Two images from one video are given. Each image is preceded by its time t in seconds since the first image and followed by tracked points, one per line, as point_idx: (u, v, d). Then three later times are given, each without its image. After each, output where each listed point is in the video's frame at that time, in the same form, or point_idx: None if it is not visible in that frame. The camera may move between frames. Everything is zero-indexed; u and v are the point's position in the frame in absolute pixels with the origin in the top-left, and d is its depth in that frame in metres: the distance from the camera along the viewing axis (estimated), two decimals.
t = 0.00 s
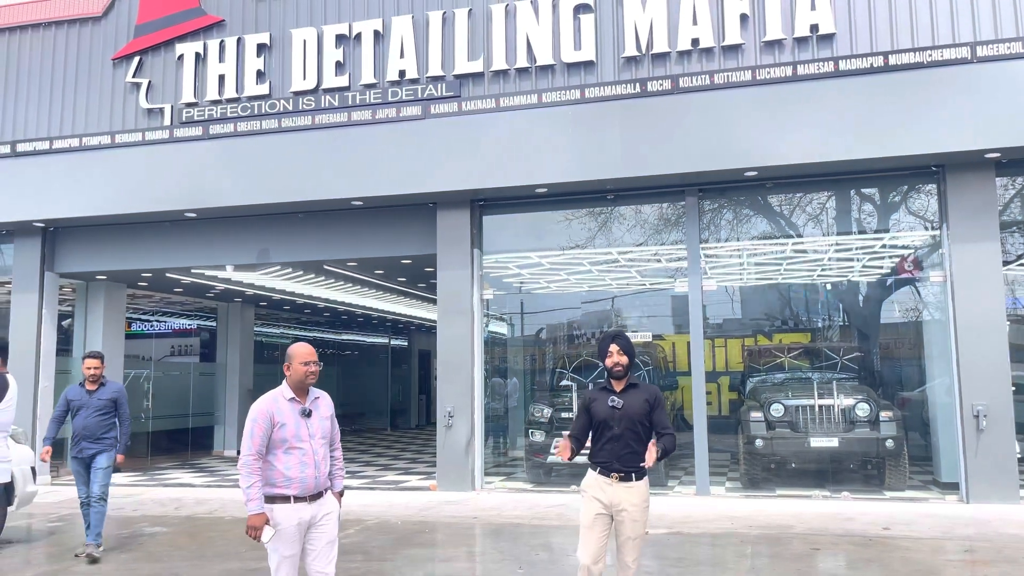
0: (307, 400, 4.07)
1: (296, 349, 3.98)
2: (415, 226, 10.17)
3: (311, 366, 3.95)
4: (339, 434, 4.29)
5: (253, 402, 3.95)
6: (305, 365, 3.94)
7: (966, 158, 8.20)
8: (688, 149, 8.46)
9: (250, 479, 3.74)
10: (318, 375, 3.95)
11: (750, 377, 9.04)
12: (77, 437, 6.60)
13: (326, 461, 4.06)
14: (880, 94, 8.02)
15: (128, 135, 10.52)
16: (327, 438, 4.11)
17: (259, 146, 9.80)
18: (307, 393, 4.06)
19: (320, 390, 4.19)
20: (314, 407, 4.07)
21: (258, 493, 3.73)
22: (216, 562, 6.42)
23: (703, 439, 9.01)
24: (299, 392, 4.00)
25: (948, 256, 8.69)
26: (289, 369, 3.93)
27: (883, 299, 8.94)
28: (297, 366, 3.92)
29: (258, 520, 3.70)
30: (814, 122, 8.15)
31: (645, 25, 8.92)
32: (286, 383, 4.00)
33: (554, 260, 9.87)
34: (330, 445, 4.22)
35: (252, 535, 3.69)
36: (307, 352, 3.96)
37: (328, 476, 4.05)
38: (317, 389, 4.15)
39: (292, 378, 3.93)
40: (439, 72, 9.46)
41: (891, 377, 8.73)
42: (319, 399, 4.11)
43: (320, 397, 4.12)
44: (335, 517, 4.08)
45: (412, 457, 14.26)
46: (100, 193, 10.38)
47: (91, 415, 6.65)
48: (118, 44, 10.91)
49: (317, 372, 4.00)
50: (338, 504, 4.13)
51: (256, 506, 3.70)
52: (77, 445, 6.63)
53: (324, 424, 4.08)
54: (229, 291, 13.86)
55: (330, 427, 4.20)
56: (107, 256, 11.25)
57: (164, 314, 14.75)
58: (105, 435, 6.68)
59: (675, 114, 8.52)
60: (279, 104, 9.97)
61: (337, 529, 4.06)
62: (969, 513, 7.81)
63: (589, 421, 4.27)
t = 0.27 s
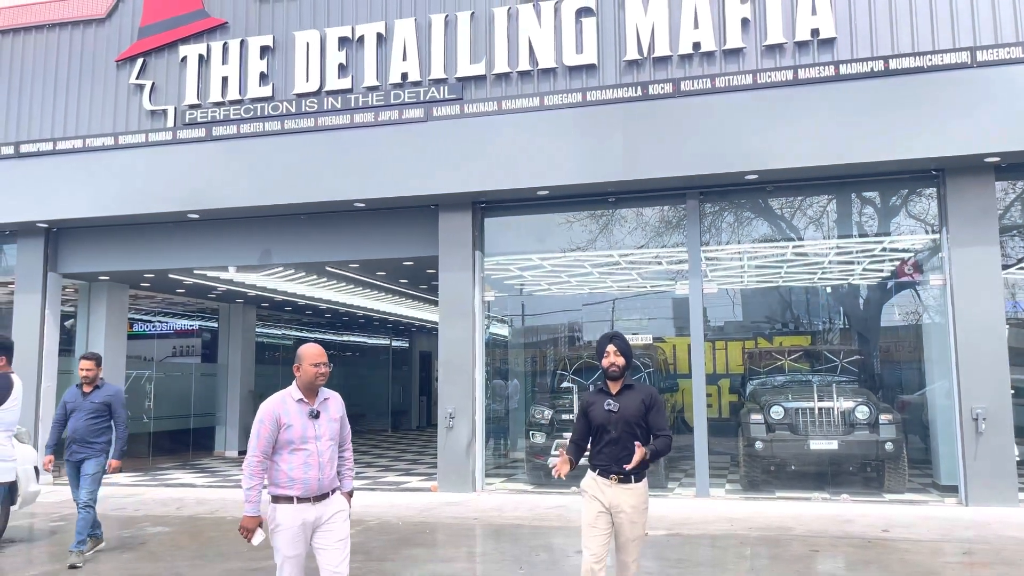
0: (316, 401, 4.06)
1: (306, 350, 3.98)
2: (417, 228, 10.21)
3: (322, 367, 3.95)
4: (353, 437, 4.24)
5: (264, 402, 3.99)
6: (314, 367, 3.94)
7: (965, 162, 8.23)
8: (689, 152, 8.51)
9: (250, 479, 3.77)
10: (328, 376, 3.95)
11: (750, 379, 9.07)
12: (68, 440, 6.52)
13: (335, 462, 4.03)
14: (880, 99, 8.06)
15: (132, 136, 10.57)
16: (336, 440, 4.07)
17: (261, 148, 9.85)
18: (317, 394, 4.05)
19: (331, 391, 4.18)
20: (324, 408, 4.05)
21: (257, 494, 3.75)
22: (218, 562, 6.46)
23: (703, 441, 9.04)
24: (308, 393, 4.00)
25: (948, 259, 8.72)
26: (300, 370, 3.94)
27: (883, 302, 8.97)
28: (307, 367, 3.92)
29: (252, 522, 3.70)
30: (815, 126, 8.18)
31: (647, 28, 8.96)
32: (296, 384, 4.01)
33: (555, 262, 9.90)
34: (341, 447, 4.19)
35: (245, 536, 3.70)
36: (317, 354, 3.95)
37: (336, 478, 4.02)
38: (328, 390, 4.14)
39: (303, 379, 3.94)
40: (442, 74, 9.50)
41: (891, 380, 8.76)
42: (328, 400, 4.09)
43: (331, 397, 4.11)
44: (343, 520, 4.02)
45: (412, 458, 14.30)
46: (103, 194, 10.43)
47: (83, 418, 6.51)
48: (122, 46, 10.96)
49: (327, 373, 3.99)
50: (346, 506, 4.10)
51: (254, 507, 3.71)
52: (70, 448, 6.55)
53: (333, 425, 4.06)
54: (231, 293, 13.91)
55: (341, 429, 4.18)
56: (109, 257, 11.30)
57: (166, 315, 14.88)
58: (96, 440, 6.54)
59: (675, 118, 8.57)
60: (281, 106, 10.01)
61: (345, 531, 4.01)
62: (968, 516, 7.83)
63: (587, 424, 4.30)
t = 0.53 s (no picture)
0: (328, 404, 4.01)
1: (320, 352, 3.94)
2: (417, 231, 10.25)
3: (337, 369, 3.91)
4: (370, 443, 4.15)
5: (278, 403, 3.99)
6: (327, 368, 3.92)
7: (964, 167, 8.27)
8: (690, 157, 8.54)
9: (256, 480, 3.76)
10: (343, 379, 3.91)
11: (750, 383, 9.09)
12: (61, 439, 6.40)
13: (345, 466, 3.95)
14: (879, 104, 8.09)
15: (135, 138, 10.62)
16: (347, 444, 3.99)
17: (263, 150, 9.89)
18: (329, 396, 4.00)
19: (344, 395, 4.12)
20: (335, 412, 3.99)
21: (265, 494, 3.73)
22: (218, 563, 6.48)
23: (702, 445, 9.07)
24: (320, 395, 3.96)
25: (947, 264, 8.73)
26: (315, 372, 3.90)
27: (883, 307, 9.00)
28: (322, 370, 3.89)
29: (262, 522, 3.70)
30: (815, 131, 8.21)
31: (648, 33, 9.00)
32: (310, 386, 3.97)
33: (555, 265, 9.94)
34: (356, 453, 4.10)
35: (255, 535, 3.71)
36: (331, 356, 3.92)
37: (346, 482, 3.93)
38: (341, 394, 4.09)
39: (317, 381, 3.90)
40: (443, 78, 9.55)
41: (890, 385, 8.79)
42: (341, 404, 4.03)
43: (343, 401, 4.05)
44: (353, 527, 3.93)
45: (412, 460, 14.34)
46: (105, 196, 10.47)
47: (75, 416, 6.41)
48: (126, 49, 11.01)
49: (341, 376, 3.95)
50: (358, 514, 3.99)
51: (263, 506, 3.73)
52: (61, 448, 6.43)
53: (344, 428, 3.98)
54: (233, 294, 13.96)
55: (356, 433, 4.10)
56: (112, 258, 11.35)
57: (168, 316, 14.78)
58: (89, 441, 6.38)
59: (676, 122, 8.60)
60: (284, 108, 10.06)
61: (353, 539, 3.91)
62: (967, 520, 7.85)
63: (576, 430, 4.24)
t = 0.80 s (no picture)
0: (342, 404, 4.01)
1: (338, 353, 3.96)
2: (419, 234, 10.29)
3: (352, 370, 3.91)
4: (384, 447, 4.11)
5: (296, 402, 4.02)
6: (342, 370, 3.92)
7: (964, 173, 8.29)
8: (689, 162, 8.57)
9: (268, 477, 3.79)
10: (357, 380, 3.91)
11: (749, 388, 9.09)
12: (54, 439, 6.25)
13: (356, 467, 3.92)
14: (879, 110, 8.12)
15: (138, 140, 10.68)
16: (359, 445, 3.97)
17: (265, 153, 9.94)
18: (344, 398, 4.01)
19: (359, 398, 4.12)
20: (349, 413, 3.98)
21: (277, 491, 3.74)
22: (217, 563, 6.51)
23: (701, 449, 9.10)
24: (334, 396, 3.96)
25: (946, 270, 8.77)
26: (330, 373, 3.91)
27: (882, 312, 9.02)
28: (337, 370, 3.89)
29: (276, 518, 3.68)
30: (814, 136, 8.25)
31: (648, 38, 9.04)
32: (326, 386, 3.98)
33: (555, 269, 9.98)
34: (369, 456, 4.08)
35: (270, 532, 3.70)
36: (347, 357, 3.93)
37: (357, 483, 3.91)
38: (357, 396, 4.09)
39: (332, 381, 3.91)
40: (445, 82, 9.59)
41: (889, 390, 8.79)
42: (356, 406, 4.03)
43: (358, 403, 4.04)
44: (359, 530, 3.90)
45: (413, 462, 14.38)
46: (108, 197, 10.53)
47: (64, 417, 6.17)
48: (130, 51, 11.08)
49: (356, 378, 3.95)
50: (367, 519, 3.95)
51: (277, 502, 3.70)
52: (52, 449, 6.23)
53: (357, 429, 3.98)
54: (235, 295, 14.00)
55: (371, 436, 4.08)
56: (114, 259, 11.40)
57: (170, 317, 14.86)
58: (78, 443, 6.18)
59: (676, 127, 8.64)
60: (286, 111, 10.11)
61: (360, 541, 3.88)
62: (963, 526, 7.87)
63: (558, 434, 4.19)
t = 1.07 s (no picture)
0: (352, 406, 4.04)
1: (348, 355, 3.98)
2: (420, 236, 10.34)
3: (361, 373, 3.92)
4: (391, 450, 4.14)
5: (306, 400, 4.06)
6: (351, 371, 3.94)
7: (963, 179, 8.31)
8: (690, 166, 8.60)
9: (273, 474, 3.82)
10: (366, 382, 3.92)
11: (747, 391, 9.14)
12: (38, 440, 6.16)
13: (360, 468, 3.94)
14: (878, 116, 8.15)
15: (141, 140, 10.74)
16: (366, 447, 4.00)
17: (268, 154, 10.00)
18: (353, 399, 4.04)
19: (369, 400, 4.15)
20: (357, 415, 4.02)
21: (280, 487, 3.77)
22: (216, 562, 6.55)
23: (700, 452, 9.12)
24: (343, 397, 3.99)
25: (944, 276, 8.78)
26: (339, 374, 3.93)
27: (882, 317, 9.03)
28: (347, 371, 3.91)
29: (279, 514, 3.71)
30: (814, 141, 8.27)
31: (649, 43, 9.08)
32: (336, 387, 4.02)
33: (556, 272, 10.01)
34: (376, 459, 4.09)
35: (274, 528, 3.73)
36: (358, 359, 3.94)
37: (359, 485, 3.91)
38: (366, 397, 4.11)
39: (340, 382, 3.93)
40: (446, 85, 9.64)
41: (888, 395, 8.81)
42: (364, 408, 4.06)
43: (367, 406, 4.08)
44: (359, 531, 3.91)
45: (413, 463, 14.41)
46: (112, 197, 10.59)
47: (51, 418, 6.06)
48: (134, 52, 11.14)
49: (365, 380, 3.96)
50: (369, 521, 3.97)
51: (281, 498, 3.74)
52: (37, 450, 6.11)
53: (363, 431, 4.00)
54: (237, 296, 14.06)
55: (378, 439, 4.11)
56: (117, 259, 11.46)
57: (172, 317, 14.88)
58: (66, 439, 6.11)
59: (676, 132, 8.68)
60: (289, 113, 10.17)
61: (359, 541, 3.90)
62: (961, 531, 7.88)
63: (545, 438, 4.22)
